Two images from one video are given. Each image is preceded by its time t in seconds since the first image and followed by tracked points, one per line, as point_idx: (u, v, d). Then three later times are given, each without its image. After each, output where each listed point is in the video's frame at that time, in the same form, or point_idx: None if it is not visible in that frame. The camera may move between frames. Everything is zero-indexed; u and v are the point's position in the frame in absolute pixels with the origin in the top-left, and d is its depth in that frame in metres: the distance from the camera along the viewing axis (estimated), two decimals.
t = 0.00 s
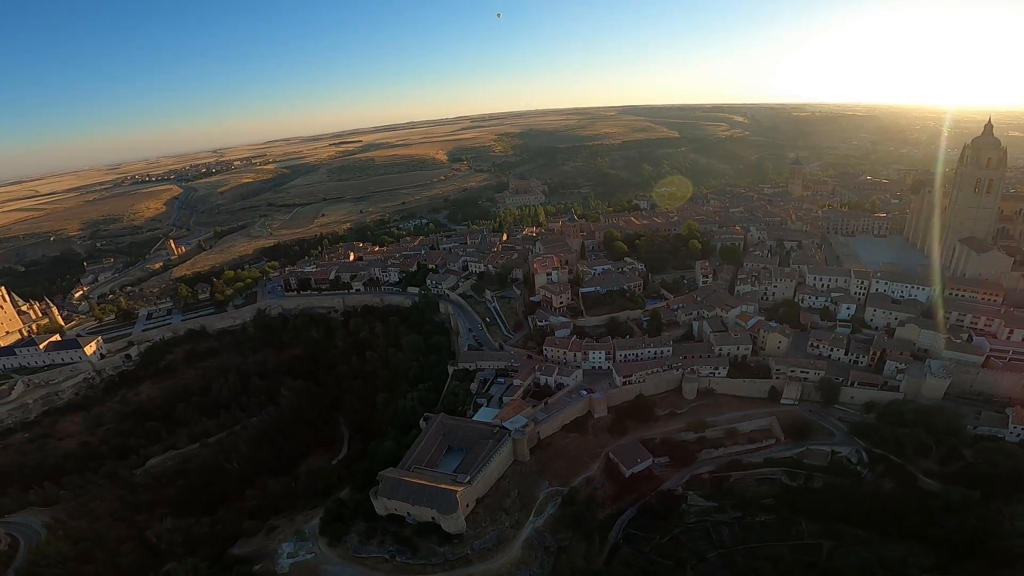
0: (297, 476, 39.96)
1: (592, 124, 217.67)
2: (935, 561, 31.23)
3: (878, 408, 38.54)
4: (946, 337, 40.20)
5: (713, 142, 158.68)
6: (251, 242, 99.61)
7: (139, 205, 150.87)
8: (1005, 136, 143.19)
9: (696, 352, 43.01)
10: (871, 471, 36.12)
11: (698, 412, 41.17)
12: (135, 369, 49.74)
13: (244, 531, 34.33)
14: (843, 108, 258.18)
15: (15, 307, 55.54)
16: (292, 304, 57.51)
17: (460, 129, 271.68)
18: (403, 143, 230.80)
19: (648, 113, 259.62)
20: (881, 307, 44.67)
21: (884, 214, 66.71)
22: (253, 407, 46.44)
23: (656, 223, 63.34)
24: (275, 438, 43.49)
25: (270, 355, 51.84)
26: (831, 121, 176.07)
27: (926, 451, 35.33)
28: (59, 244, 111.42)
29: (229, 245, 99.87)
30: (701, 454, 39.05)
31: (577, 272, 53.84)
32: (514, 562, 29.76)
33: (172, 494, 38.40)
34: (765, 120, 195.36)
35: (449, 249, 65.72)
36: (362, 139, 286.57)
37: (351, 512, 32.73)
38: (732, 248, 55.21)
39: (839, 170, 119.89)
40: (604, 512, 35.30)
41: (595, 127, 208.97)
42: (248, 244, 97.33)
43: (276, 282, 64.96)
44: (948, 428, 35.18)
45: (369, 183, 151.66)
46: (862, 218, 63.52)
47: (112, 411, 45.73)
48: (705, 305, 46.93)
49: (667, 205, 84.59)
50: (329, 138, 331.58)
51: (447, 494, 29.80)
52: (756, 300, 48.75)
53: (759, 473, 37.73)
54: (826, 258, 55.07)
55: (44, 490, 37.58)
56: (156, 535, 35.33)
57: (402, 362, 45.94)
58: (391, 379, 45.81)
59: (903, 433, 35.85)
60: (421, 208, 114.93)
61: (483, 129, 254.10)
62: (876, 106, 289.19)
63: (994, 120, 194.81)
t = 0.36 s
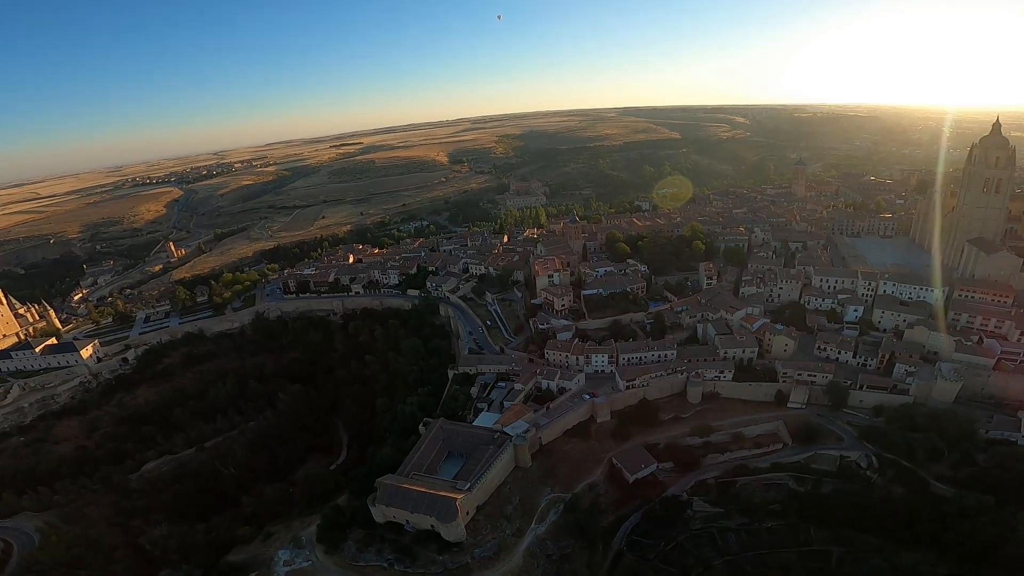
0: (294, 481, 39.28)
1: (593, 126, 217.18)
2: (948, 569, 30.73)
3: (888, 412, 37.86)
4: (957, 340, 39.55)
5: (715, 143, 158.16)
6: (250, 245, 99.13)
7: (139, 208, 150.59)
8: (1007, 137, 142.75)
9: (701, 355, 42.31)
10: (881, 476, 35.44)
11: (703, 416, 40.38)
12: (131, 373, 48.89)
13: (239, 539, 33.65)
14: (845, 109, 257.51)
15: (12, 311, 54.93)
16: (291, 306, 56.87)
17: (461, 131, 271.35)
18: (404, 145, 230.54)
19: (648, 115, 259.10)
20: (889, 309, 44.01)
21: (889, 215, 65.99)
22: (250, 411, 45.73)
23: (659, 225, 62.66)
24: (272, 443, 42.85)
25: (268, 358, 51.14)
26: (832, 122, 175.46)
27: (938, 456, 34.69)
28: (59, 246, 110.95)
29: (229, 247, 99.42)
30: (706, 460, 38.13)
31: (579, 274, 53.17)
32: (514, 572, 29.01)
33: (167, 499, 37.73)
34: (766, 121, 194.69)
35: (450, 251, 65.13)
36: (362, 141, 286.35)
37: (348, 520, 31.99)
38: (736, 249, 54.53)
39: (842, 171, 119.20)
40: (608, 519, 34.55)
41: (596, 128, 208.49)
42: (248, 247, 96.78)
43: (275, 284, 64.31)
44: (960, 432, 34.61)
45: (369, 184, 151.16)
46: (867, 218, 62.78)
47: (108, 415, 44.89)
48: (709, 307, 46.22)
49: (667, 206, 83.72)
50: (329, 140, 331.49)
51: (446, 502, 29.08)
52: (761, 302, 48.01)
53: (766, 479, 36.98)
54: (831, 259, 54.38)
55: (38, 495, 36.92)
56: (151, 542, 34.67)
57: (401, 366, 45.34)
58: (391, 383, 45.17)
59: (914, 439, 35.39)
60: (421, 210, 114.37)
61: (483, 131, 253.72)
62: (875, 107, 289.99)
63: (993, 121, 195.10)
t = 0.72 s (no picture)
0: (291, 483, 38.75)
1: (595, 124, 216.32)
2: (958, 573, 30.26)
3: (897, 414, 37.18)
4: (967, 341, 38.90)
5: (718, 142, 157.21)
6: (250, 243, 98.61)
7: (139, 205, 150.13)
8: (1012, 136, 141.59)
9: (705, 356, 41.61)
10: (890, 479, 34.83)
11: (707, 418, 39.72)
12: (129, 372, 48.27)
13: (234, 541, 33.09)
14: (848, 108, 256.14)
15: (9, 309, 54.27)
16: (290, 305, 56.22)
17: (462, 129, 270.72)
18: (405, 143, 229.69)
19: (650, 113, 258.11)
20: (897, 310, 43.30)
21: (896, 214, 65.17)
22: (248, 411, 45.13)
23: (662, 224, 61.90)
24: (270, 444, 42.32)
25: (266, 357, 50.54)
26: (836, 120, 174.29)
27: (948, 460, 34.13)
28: (59, 244, 110.52)
29: (229, 245, 98.80)
30: (710, 463, 37.53)
31: (581, 273, 52.47)
32: None
33: (163, 500, 37.26)
34: (770, 120, 193.47)
35: (451, 249, 64.48)
36: (363, 140, 285.86)
37: (344, 523, 31.25)
38: (740, 248, 53.80)
39: (846, 169, 118.39)
40: (610, 523, 33.92)
41: (598, 127, 207.60)
42: (248, 245, 96.30)
43: (274, 282, 63.68)
44: (971, 435, 34.04)
45: (370, 183, 150.60)
46: (873, 218, 62.01)
47: (105, 415, 44.32)
48: (713, 307, 45.48)
49: (670, 205, 83.17)
50: (331, 138, 331.05)
51: (445, 507, 28.48)
52: (766, 302, 47.26)
53: (771, 482, 36.35)
54: (838, 259, 53.64)
55: (31, 496, 36.38)
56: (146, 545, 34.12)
57: (401, 366, 44.75)
58: (390, 384, 44.57)
59: (924, 442, 34.86)
60: (422, 209, 113.75)
61: (485, 130, 252.83)
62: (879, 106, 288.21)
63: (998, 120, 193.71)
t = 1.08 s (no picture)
0: (287, 485, 38.19)
1: (597, 124, 215.65)
2: None
3: (905, 419, 36.52)
4: (976, 345, 38.22)
5: (720, 142, 156.47)
6: (251, 242, 98.16)
7: (140, 204, 149.83)
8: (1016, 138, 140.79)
9: (710, 359, 40.76)
10: (897, 485, 34.28)
11: (711, 423, 39.10)
12: (126, 373, 47.68)
13: (229, 546, 32.56)
14: (852, 108, 255.16)
15: (6, 308, 53.53)
16: (289, 305, 55.64)
17: (464, 129, 270.18)
18: (407, 142, 229.30)
19: (653, 114, 257.41)
20: (904, 313, 42.59)
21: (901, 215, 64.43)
22: (245, 413, 44.58)
23: (665, 224, 61.27)
24: (267, 446, 41.78)
25: (264, 358, 50.00)
26: (839, 121, 173.42)
27: (957, 466, 33.63)
28: (59, 242, 110.13)
29: (229, 244, 98.37)
30: (713, 468, 36.98)
31: (583, 274, 51.87)
32: None
33: (158, 503, 36.75)
34: (772, 121, 192.66)
35: (451, 249, 63.90)
36: (365, 139, 285.53)
37: (341, 528, 30.59)
38: (744, 250, 53.16)
39: (849, 171, 117.60)
40: (611, 529, 33.31)
41: (600, 127, 206.94)
42: (248, 244, 95.82)
43: (273, 282, 63.12)
44: (981, 441, 33.42)
45: (371, 182, 150.10)
46: (879, 219, 61.30)
47: (101, 415, 43.76)
48: (718, 309, 44.82)
49: (673, 205, 82.73)
50: (332, 138, 330.89)
51: (443, 512, 27.89)
52: (771, 304, 46.61)
53: (776, 487, 35.71)
54: (843, 261, 52.99)
55: (23, 497, 35.85)
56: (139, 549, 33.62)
57: (400, 367, 44.19)
58: (389, 386, 44.04)
59: (932, 447, 34.18)
60: (423, 208, 113.21)
61: (486, 129, 252.22)
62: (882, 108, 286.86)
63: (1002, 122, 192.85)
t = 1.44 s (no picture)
0: (288, 488, 37.77)
1: (601, 122, 214.45)
2: None
3: (917, 423, 35.77)
4: (991, 347, 37.40)
5: (726, 140, 155.15)
6: (254, 241, 97.99)
7: (145, 203, 150.07)
8: None
9: (717, 361, 40.25)
10: (909, 489, 33.77)
11: (718, 425, 38.43)
12: (127, 373, 47.33)
13: (228, 549, 32.20)
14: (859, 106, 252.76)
15: (8, 308, 53.24)
16: (291, 305, 55.18)
17: (468, 127, 269.38)
18: (410, 140, 228.84)
19: (657, 112, 255.86)
20: (916, 314, 41.80)
21: (912, 214, 63.38)
22: (246, 414, 44.23)
23: (671, 223, 60.48)
24: (267, 447, 41.40)
25: (266, 358, 49.67)
26: (846, 119, 171.65)
27: (972, 470, 33.00)
28: (64, 241, 110.34)
29: (232, 243, 98.19)
30: (721, 471, 36.14)
31: (588, 274, 51.20)
32: None
33: (157, 505, 36.46)
34: (778, 119, 190.96)
35: (455, 249, 63.37)
36: (368, 138, 285.28)
37: (341, 533, 30.19)
38: (752, 249, 52.41)
39: (856, 169, 116.21)
40: (615, 534, 32.70)
41: (604, 125, 205.71)
42: (251, 242, 95.66)
43: (276, 281, 62.73)
44: (997, 446, 32.64)
45: (375, 180, 149.70)
46: (889, 218, 60.30)
47: (102, 416, 43.50)
48: (725, 310, 44.16)
49: (679, 203, 82.10)
50: (336, 136, 330.94)
51: (445, 518, 27.42)
52: (780, 305, 45.88)
53: (786, 492, 34.89)
54: (853, 260, 52.20)
55: (23, 499, 35.62)
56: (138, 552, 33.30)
57: (401, 369, 43.73)
58: (392, 387, 43.59)
59: (947, 451, 33.39)
60: (426, 207, 112.71)
61: (490, 128, 251.35)
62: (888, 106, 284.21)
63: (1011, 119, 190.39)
